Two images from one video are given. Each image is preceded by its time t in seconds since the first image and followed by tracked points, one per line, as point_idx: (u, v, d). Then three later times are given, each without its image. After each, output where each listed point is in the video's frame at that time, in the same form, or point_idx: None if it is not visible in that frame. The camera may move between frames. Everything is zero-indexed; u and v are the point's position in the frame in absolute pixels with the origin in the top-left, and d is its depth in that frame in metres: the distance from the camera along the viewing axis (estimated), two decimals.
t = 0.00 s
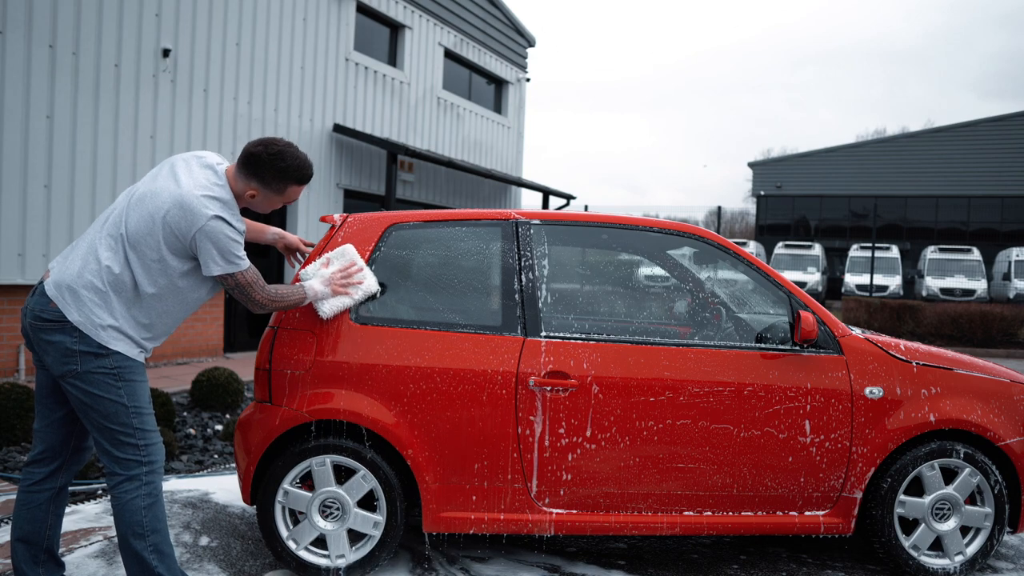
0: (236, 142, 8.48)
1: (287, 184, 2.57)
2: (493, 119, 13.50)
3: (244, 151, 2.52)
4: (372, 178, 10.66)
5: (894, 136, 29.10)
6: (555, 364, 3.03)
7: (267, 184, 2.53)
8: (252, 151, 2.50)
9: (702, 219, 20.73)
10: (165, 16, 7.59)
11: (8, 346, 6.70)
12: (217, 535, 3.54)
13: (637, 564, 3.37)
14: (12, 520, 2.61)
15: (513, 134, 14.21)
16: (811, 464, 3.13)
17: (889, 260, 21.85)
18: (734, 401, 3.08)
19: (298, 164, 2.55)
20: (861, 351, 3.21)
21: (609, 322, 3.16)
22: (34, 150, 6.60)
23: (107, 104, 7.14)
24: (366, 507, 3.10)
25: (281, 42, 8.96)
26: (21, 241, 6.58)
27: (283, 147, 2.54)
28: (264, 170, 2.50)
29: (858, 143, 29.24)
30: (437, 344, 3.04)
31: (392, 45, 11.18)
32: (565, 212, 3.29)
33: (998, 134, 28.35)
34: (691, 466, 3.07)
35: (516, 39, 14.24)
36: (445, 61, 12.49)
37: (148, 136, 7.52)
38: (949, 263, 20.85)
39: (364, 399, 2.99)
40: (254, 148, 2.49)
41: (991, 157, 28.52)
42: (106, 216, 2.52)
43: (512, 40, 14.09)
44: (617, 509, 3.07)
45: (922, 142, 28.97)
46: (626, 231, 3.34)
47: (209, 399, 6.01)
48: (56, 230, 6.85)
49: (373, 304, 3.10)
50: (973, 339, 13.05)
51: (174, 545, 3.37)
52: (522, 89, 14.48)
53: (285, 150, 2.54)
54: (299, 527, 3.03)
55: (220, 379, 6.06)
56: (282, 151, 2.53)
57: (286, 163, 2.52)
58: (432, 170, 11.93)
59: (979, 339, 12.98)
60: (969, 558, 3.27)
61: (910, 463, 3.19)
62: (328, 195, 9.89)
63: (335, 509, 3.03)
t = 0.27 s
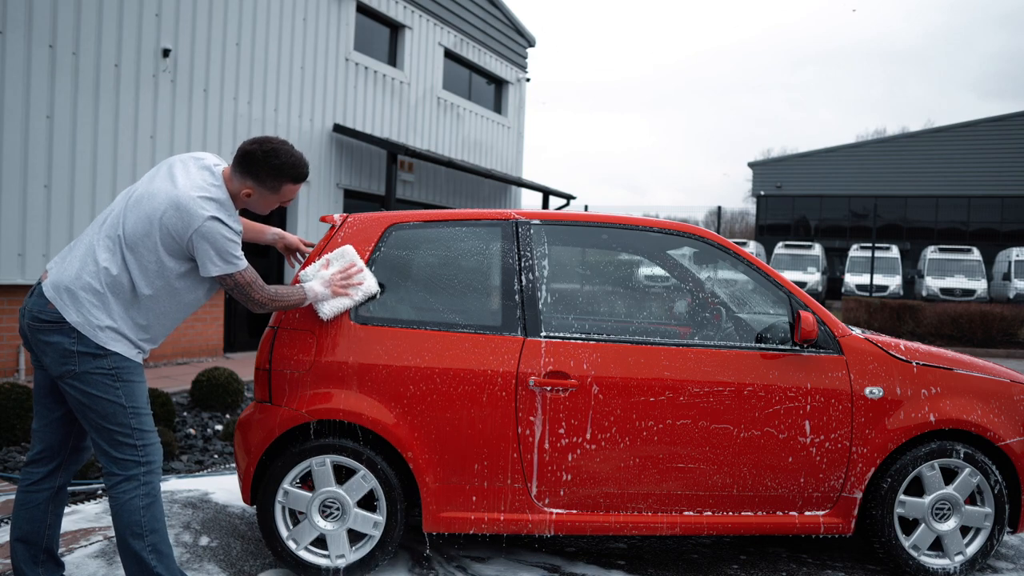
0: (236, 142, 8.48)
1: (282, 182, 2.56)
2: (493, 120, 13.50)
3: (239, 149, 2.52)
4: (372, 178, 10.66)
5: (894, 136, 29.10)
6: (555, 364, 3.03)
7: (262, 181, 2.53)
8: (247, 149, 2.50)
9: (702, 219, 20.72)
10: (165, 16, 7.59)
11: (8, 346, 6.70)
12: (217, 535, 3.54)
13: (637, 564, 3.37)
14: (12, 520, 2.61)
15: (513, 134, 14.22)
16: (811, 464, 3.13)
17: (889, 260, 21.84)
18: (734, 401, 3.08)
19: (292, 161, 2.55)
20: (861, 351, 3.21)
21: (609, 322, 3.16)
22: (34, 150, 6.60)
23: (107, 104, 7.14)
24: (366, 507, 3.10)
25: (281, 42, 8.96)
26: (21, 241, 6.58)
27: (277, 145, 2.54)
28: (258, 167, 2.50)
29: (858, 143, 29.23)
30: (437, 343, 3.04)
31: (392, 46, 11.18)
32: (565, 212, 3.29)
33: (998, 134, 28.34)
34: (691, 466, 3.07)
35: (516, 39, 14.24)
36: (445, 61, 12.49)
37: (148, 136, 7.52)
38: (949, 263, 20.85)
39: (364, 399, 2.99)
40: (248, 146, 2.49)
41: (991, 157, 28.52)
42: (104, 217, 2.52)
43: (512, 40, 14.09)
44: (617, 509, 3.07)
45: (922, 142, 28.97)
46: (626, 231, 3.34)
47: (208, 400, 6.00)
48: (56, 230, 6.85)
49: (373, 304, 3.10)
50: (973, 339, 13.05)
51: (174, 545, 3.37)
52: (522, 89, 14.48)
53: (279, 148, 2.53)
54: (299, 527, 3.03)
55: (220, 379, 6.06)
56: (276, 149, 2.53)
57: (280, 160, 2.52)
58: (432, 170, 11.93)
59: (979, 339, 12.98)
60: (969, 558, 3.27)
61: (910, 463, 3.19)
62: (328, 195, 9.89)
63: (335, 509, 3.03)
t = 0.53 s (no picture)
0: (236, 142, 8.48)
1: (282, 180, 2.55)
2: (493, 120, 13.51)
3: (240, 147, 2.52)
4: (372, 178, 10.66)
5: (894, 136, 29.09)
6: (555, 364, 3.03)
7: (261, 179, 2.52)
8: (247, 147, 2.50)
9: (702, 219, 20.71)
10: (165, 16, 7.59)
11: (8, 346, 6.70)
12: (217, 535, 3.54)
13: (637, 564, 3.37)
14: (12, 520, 2.61)
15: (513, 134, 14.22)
16: (811, 464, 3.13)
17: (889, 260, 21.85)
18: (734, 401, 3.08)
19: (292, 160, 2.54)
20: (861, 351, 3.21)
21: (609, 322, 3.17)
22: (34, 150, 6.60)
23: (107, 104, 7.14)
24: (366, 507, 3.10)
25: (281, 42, 8.96)
26: (22, 241, 6.58)
27: (278, 143, 2.53)
28: (258, 165, 2.50)
29: (857, 143, 29.24)
30: (437, 343, 3.04)
31: (392, 45, 11.18)
32: (565, 212, 3.29)
33: (998, 134, 28.34)
34: (691, 466, 3.07)
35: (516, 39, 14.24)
36: (445, 60, 12.49)
37: (148, 136, 7.52)
38: (949, 263, 20.85)
39: (365, 399, 2.99)
40: (248, 143, 2.49)
41: (991, 157, 28.51)
42: (105, 217, 2.52)
43: (512, 40, 14.09)
44: (618, 509, 3.07)
45: (922, 142, 28.97)
46: (626, 231, 3.34)
47: (208, 400, 6.00)
48: (56, 230, 6.85)
49: (374, 304, 3.11)
50: (973, 339, 13.05)
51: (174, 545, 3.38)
52: (522, 89, 14.48)
53: (279, 146, 2.53)
54: (299, 527, 3.03)
55: (220, 379, 6.06)
56: (276, 147, 2.52)
57: (280, 158, 2.51)
58: (432, 170, 11.93)
59: (979, 339, 12.98)
60: (969, 558, 3.27)
61: (910, 463, 3.19)
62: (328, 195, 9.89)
63: (335, 509, 3.03)
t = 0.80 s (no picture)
0: (236, 142, 8.48)
1: (286, 176, 2.55)
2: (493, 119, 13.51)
3: (243, 144, 2.53)
4: (372, 178, 10.66)
5: (894, 136, 29.09)
6: (555, 364, 3.03)
7: (265, 175, 2.52)
8: (250, 142, 2.51)
9: (702, 219, 20.71)
10: (165, 16, 7.59)
11: (9, 346, 6.71)
12: (217, 535, 3.54)
13: (636, 565, 3.37)
14: (18, 519, 2.60)
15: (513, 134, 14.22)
16: (811, 464, 3.13)
17: (889, 260, 21.85)
18: (734, 401, 3.08)
19: (296, 156, 2.55)
20: (861, 351, 3.21)
21: (609, 322, 3.16)
22: (34, 150, 6.60)
23: (107, 104, 7.14)
24: (366, 507, 3.10)
25: (281, 42, 8.96)
26: (22, 241, 6.58)
27: (281, 140, 2.54)
28: (261, 160, 2.50)
29: (857, 143, 29.24)
30: (437, 343, 3.04)
31: (392, 45, 11.18)
32: (565, 212, 3.29)
33: (998, 134, 28.33)
34: (691, 466, 3.07)
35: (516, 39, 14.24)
36: (445, 60, 12.49)
37: (148, 136, 7.52)
38: (949, 263, 20.84)
39: (365, 399, 2.99)
40: (251, 139, 2.50)
41: (991, 157, 28.51)
42: (107, 215, 2.51)
43: (512, 40, 14.09)
44: (618, 509, 3.07)
45: (922, 142, 28.97)
46: (626, 231, 3.34)
47: (208, 400, 6.00)
48: (56, 230, 6.85)
49: (374, 304, 3.10)
50: (973, 339, 13.05)
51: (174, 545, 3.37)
52: (522, 89, 14.48)
53: (283, 142, 2.53)
54: (299, 527, 3.03)
55: (220, 379, 6.06)
56: (280, 143, 2.53)
57: (283, 154, 2.52)
58: (432, 170, 11.93)
59: (980, 339, 12.98)
60: (969, 558, 3.27)
61: (910, 463, 3.19)
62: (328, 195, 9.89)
63: (335, 509, 3.03)
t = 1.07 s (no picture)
0: (236, 142, 8.48)
1: (290, 170, 2.57)
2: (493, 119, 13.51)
3: (247, 139, 2.55)
4: (372, 178, 10.66)
5: (894, 136, 29.08)
6: (555, 364, 3.03)
7: (269, 170, 2.54)
8: (255, 138, 2.53)
9: (702, 219, 20.70)
10: (165, 16, 7.59)
11: (9, 346, 6.71)
12: (217, 535, 3.54)
13: (636, 565, 3.37)
14: (18, 520, 2.61)
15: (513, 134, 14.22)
16: (811, 464, 3.13)
17: (889, 260, 21.85)
18: (734, 401, 3.08)
19: (299, 150, 2.56)
20: (861, 351, 3.22)
21: (609, 322, 3.16)
22: (34, 150, 6.61)
23: (106, 104, 7.14)
24: (366, 507, 3.10)
25: (281, 42, 8.96)
26: (21, 241, 6.58)
27: (284, 134, 2.55)
28: (266, 156, 2.52)
29: (858, 143, 29.24)
30: (437, 344, 3.04)
31: (392, 45, 11.18)
32: (565, 212, 3.29)
33: (998, 134, 28.33)
34: (691, 466, 3.07)
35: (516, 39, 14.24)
36: (445, 60, 12.49)
37: (148, 136, 7.52)
38: (949, 263, 20.84)
39: (365, 399, 2.99)
40: (255, 134, 2.51)
41: (991, 157, 28.50)
42: (112, 214, 2.51)
43: (512, 40, 14.09)
44: (618, 509, 3.07)
45: (921, 142, 28.96)
46: (626, 231, 3.34)
47: (208, 400, 6.00)
48: (56, 230, 6.85)
49: (374, 304, 3.10)
50: (973, 339, 13.05)
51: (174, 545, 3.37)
52: (522, 89, 14.48)
53: (287, 137, 2.55)
54: (299, 527, 3.02)
55: (220, 379, 6.07)
56: (283, 138, 2.55)
57: (288, 149, 2.53)
58: (432, 170, 11.93)
59: (979, 339, 12.98)
60: (969, 558, 3.27)
61: (910, 463, 3.19)
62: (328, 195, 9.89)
63: (335, 509, 3.03)
